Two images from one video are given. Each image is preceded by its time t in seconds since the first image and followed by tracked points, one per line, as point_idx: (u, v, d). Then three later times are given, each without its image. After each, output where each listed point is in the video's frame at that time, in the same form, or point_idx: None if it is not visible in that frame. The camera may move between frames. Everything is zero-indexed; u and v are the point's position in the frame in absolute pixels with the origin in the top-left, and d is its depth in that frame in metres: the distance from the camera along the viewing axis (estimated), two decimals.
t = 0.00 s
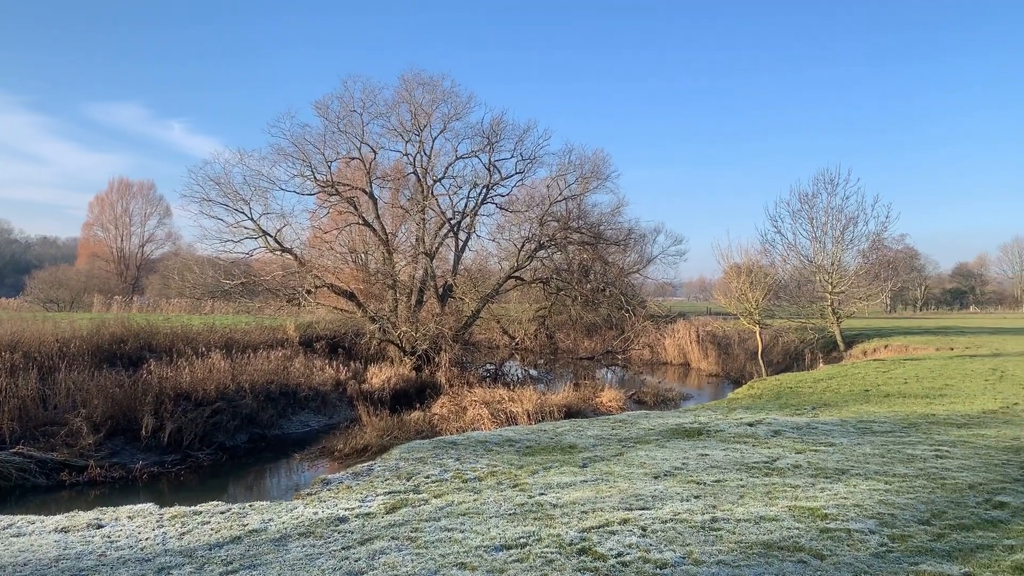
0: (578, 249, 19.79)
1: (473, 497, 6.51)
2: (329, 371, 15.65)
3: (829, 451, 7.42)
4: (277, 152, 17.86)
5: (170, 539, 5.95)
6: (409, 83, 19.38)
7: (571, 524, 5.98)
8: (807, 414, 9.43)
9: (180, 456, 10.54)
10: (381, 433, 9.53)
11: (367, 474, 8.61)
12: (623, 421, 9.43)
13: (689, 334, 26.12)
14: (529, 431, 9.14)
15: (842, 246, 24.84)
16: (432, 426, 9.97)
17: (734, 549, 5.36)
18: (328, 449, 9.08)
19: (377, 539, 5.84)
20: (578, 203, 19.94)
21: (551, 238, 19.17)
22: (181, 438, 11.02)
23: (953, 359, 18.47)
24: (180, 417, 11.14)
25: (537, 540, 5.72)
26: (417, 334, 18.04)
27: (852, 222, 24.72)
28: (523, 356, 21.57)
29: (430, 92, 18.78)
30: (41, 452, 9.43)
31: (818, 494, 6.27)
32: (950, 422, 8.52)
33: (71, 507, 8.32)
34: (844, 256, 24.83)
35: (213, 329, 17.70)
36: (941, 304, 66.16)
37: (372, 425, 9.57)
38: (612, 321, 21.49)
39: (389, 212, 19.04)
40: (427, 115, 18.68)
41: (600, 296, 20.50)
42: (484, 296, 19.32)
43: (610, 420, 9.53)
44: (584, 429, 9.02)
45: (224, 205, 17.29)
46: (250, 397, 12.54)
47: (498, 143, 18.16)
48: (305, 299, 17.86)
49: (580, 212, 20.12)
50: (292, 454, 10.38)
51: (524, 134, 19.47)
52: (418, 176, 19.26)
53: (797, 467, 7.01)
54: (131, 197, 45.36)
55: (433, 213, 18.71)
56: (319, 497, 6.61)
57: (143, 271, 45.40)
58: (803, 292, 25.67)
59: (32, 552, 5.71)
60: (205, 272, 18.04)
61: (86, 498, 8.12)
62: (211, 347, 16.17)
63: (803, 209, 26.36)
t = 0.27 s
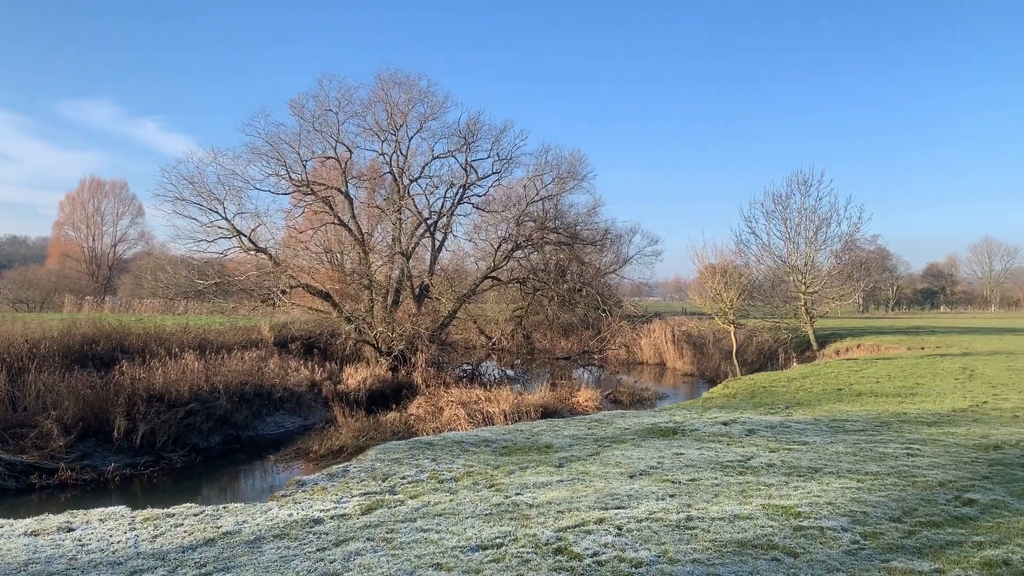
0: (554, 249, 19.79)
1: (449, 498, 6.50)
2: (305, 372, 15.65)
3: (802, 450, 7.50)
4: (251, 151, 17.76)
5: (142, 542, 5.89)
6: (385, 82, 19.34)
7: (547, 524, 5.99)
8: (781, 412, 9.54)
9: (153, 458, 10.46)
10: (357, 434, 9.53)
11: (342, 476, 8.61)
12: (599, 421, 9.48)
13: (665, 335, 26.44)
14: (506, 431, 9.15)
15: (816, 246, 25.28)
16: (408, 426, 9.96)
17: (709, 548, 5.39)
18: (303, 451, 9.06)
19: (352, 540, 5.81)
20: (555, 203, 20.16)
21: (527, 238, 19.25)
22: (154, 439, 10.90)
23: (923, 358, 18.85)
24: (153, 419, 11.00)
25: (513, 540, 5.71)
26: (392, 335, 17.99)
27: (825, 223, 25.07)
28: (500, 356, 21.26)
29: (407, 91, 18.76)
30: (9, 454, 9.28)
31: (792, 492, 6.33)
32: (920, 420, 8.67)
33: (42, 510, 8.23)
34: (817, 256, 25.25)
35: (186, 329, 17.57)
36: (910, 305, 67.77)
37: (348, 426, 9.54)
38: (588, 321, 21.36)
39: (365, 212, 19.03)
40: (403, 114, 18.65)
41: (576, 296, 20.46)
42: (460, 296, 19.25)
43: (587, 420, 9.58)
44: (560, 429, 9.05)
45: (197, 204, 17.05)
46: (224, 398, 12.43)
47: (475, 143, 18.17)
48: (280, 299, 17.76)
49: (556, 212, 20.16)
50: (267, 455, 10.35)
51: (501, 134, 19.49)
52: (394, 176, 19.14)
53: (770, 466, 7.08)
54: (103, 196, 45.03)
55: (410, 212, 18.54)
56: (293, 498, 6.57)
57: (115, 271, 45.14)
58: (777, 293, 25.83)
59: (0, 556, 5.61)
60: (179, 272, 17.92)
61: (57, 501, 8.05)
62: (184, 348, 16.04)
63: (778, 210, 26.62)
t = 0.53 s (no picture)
0: (535, 248, 20.11)
1: (429, 497, 6.50)
2: (284, 371, 15.61)
3: (780, 448, 7.58)
4: (229, 149, 17.63)
5: (118, 542, 5.85)
6: (364, 80, 19.34)
7: (527, 522, 5.99)
8: (759, 410, 9.62)
9: (130, 459, 10.41)
10: (337, 434, 9.55)
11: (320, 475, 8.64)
12: (579, 419, 9.52)
13: (645, 333, 26.59)
14: (486, 430, 9.17)
15: (794, 246, 25.50)
16: (389, 426, 9.92)
17: (688, 545, 5.42)
18: (282, 450, 9.06)
19: (332, 540, 5.79)
20: (536, 203, 20.36)
21: (508, 237, 19.48)
22: (131, 439, 10.83)
23: (899, 356, 19.10)
24: (131, 418, 10.93)
25: (493, 539, 5.71)
26: (373, 333, 18.17)
27: (803, 223, 25.31)
28: (480, 355, 21.09)
29: (387, 89, 18.74)
30: None
31: (770, 489, 6.38)
32: (896, 418, 8.79)
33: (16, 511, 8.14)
34: (795, 256, 25.53)
35: (164, 327, 17.44)
36: (888, 303, 67.70)
37: (328, 425, 9.52)
38: (569, 319, 21.29)
39: (345, 210, 18.95)
40: (383, 112, 18.66)
41: (557, 295, 20.65)
42: (441, 293, 19.60)
43: (567, 418, 9.61)
44: (540, 428, 9.08)
45: (175, 202, 16.93)
46: (202, 398, 12.36)
47: (455, 141, 18.21)
48: (260, 298, 17.75)
49: (537, 211, 20.34)
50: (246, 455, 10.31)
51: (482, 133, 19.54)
52: (374, 174, 19.26)
53: (748, 463, 7.14)
54: (80, 194, 44.69)
55: (389, 211, 18.61)
56: (272, 498, 6.55)
57: (92, 270, 44.79)
58: (756, 291, 26.07)
59: None
60: (156, 270, 17.81)
61: (32, 502, 7.97)
62: (162, 347, 15.91)
63: (756, 210, 26.81)
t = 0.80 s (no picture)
0: (517, 245, 19.88)
1: (409, 494, 6.50)
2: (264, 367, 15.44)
3: (758, 445, 7.65)
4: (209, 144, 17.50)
5: (95, 540, 5.79)
6: (346, 75, 19.23)
7: (507, 519, 6.00)
8: (738, 407, 9.70)
9: (106, 455, 10.34)
10: (317, 430, 9.50)
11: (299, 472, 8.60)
12: (559, 416, 9.55)
13: (626, 331, 26.78)
14: (466, 427, 9.19)
15: (772, 245, 25.68)
16: (369, 422, 9.96)
17: (666, 541, 5.45)
18: (262, 446, 9.03)
19: (311, 537, 5.76)
20: (518, 200, 20.49)
21: (490, 235, 19.51)
22: (108, 436, 10.77)
23: (877, 354, 19.32)
24: (108, 415, 10.86)
25: (473, 535, 5.70)
26: (354, 330, 18.00)
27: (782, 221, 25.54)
28: (462, 352, 20.97)
29: (369, 85, 18.66)
30: None
31: (748, 486, 6.43)
32: (873, 415, 8.90)
33: None
34: (775, 254, 25.70)
35: (141, 323, 17.24)
36: (866, 302, 69.25)
37: (308, 422, 9.49)
38: (551, 317, 21.17)
39: (326, 206, 19.21)
40: (365, 108, 18.60)
41: (539, 293, 20.43)
42: (422, 291, 19.72)
43: (547, 415, 9.65)
44: (521, 424, 9.11)
45: (153, 197, 16.82)
46: (181, 394, 12.35)
47: (437, 138, 18.21)
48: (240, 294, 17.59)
49: (519, 208, 20.42)
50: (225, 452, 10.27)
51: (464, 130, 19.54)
52: (355, 170, 19.13)
53: (727, 460, 7.20)
54: (57, 187, 44.30)
55: (371, 207, 18.82)
56: (251, 495, 6.53)
57: (69, 266, 44.39)
58: (736, 288, 25.93)
59: None
60: (134, 265, 17.68)
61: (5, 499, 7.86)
62: (139, 343, 15.79)
63: (737, 209, 27.05)
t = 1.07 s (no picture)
0: (497, 241, 20.13)
1: (386, 490, 6.49)
2: (240, 363, 15.35)
3: (735, 441, 7.73)
4: (186, 137, 17.32)
5: (67, 537, 5.73)
6: (326, 68, 19.19)
7: (485, 514, 5.99)
8: (715, 403, 9.78)
9: (80, 451, 10.21)
10: (294, 426, 9.49)
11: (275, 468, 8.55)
12: (537, 413, 9.62)
13: (605, 327, 26.82)
14: (445, 423, 9.20)
15: (750, 242, 25.77)
16: (346, 419, 9.97)
17: (643, 537, 5.46)
18: (239, 443, 9.02)
19: (287, 532, 5.73)
20: (498, 196, 20.48)
21: (469, 231, 19.51)
22: (82, 431, 10.63)
23: (852, 352, 19.58)
24: (83, 410, 10.74)
25: (450, 531, 5.69)
26: (331, 326, 17.87)
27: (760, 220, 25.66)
28: (441, 348, 21.10)
29: (348, 79, 18.65)
30: None
31: (725, 481, 6.48)
32: (848, 412, 9.03)
33: None
34: (752, 252, 25.76)
35: (117, 318, 17.10)
36: (840, 300, 71.02)
37: (285, 417, 9.49)
38: (529, 313, 21.63)
39: (304, 200, 19.16)
40: (344, 102, 18.58)
41: (518, 289, 20.65)
42: (401, 287, 19.59)
43: (525, 411, 9.71)
44: (500, 421, 9.14)
45: (129, 190, 16.62)
46: (156, 390, 12.28)
47: (416, 133, 18.31)
48: (216, 290, 17.56)
49: (500, 204, 20.50)
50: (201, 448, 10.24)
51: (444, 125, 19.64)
52: (333, 164, 19.40)
53: (704, 456, 7.25)
54: (31, 180, 44.08)
55: (349, 202, 18.84)
56: (227, 491, 6.50)
57: (43, 258, 44.17)
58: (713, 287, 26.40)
59: None
60: (109, 259, 17.61)
61: None
62: (113, 338, 15.68)
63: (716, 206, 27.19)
